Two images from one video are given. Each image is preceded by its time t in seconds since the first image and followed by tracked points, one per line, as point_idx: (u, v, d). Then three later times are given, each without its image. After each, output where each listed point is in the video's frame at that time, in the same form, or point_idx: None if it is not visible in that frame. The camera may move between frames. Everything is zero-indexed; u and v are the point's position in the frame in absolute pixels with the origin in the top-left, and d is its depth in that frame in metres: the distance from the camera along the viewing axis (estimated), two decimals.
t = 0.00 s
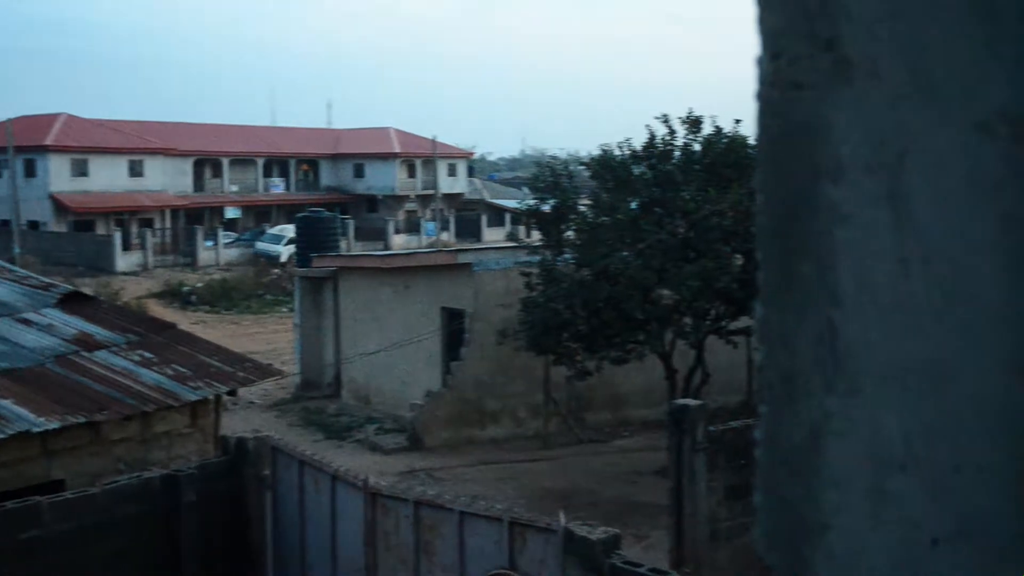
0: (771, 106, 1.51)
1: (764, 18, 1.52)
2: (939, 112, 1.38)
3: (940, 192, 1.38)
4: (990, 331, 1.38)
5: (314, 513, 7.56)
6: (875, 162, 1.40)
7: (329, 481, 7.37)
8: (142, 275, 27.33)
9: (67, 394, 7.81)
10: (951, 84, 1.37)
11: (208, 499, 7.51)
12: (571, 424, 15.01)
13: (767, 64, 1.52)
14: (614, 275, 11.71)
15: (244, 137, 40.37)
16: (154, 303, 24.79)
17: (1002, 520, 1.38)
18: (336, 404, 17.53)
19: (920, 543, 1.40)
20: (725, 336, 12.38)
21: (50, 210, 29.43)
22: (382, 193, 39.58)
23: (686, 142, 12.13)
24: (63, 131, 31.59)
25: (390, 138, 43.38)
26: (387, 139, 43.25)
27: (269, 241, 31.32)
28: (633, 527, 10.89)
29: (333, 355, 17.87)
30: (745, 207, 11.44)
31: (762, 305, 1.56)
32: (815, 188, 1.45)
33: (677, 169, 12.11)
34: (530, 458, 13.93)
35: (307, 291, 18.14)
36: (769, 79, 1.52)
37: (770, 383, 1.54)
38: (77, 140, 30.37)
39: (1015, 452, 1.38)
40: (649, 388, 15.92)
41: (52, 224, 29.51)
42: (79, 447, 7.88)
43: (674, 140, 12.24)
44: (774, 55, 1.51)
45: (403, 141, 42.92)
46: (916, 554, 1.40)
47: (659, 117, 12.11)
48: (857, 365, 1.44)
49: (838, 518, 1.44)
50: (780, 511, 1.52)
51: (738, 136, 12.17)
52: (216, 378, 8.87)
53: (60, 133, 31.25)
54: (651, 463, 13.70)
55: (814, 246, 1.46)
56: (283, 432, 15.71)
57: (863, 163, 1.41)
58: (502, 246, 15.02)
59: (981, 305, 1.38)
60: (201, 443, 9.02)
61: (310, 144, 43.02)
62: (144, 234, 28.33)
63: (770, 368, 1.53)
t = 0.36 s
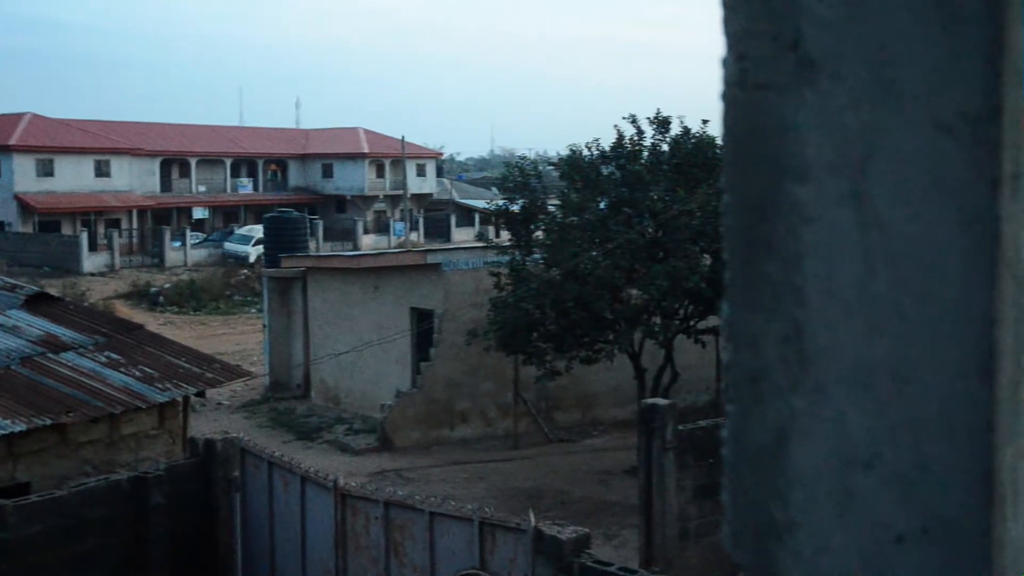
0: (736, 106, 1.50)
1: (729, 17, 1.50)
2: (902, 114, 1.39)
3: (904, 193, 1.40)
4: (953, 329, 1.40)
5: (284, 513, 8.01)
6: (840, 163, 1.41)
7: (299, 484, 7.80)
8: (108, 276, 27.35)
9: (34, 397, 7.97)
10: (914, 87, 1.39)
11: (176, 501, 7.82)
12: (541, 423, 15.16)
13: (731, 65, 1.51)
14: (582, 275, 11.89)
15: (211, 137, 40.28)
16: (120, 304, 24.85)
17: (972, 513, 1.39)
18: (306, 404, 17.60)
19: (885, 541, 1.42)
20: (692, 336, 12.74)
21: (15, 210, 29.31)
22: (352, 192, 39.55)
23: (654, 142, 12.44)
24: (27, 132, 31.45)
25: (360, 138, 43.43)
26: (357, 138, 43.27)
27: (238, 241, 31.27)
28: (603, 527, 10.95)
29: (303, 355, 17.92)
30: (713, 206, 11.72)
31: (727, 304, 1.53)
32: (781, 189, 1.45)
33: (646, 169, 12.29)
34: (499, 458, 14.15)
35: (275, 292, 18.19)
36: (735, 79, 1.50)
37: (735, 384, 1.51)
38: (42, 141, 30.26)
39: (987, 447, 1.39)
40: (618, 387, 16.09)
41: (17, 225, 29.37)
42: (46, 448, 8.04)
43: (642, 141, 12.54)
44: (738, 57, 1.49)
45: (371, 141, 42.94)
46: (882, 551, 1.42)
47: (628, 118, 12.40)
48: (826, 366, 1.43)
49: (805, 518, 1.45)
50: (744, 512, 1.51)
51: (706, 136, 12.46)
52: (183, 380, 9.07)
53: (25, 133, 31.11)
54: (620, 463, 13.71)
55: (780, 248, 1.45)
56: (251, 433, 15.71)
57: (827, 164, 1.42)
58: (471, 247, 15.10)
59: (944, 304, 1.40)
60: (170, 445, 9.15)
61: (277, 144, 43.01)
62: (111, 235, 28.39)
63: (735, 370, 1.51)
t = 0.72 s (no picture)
0: (714, 107, 1.51)
1: (707, 21, 1.52)
2: (879, 113, 1.40)
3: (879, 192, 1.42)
4: (929, 326, 1.40)
5: (263, 516, 7.99)
6: (816, 162, 1.42)
7: (278, 486, 7.78)
8: (86, 277, 27.26)
9: (11, 399, 7.96)
10: (890, 88, 1.40)
11: (155, 504, 8.05)
12: (521, 424, 15.21)
13: (709, 65, 1.52)
14: (562, 275, 11.87)
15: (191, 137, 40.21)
16: (99, 304, 24.79)
17: (946, 512, 1.39)
18: (284, 405, 17.57)
19: (862, 539, 1.42)
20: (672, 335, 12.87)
21: None
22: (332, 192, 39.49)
23: (632, 142, 12.57)
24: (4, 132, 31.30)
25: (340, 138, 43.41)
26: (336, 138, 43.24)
27: (217, 242, 31.20)
28: (582, 527, 10.98)
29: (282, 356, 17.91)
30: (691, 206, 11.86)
31: (704, 305, 1.55)
32: (757, 189, 1.46)
33: (624, 169, 12.43)
34: (480, 459, 14.14)
35: (254, 293, 18.18)
36: (712, 80, 1.52)
37: (713, 385, 1.52)
38: (20, 141, 30.12)
39: (962, 446, 1.38)
40: (598, 388, 16.15)
41: None
42: (22, 450, 8.12)
43: (620, 141, 12.65)
44: (716, 56, 1.51)
45: (349, 141, 42.88)
46: (860, 548, 1.42)
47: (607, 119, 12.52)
48: (803, 366, 1.44)
49: (781, 515, 1.45)
50: (722, 511, 1.51)
51: (684, 136, 12.54)
52: (162, 380, 9.14)
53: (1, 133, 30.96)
54: (600, 463, 13.75)
55: (758, 246, 1.46)
56: (231, 433, 15.70)
57: (804, 164, 1.43)
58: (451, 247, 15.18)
59: (922, 304, 1.41)
60: (148, 446, 9.29)
61: (257, 144, 42.92)
62: (89, 235, 28.31)
63: (712, 370, 1.52)
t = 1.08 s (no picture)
0: (692, 108, 1.50)
1: (686, 19, 1.52)
2: (857, 115, 1.40)
3: (856, 192, 1.41)
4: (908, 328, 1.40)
5: (243, 516, 8.01)
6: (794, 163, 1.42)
7: (256, 486, 7.82)
8: (62, 277, 27.16)
9: None
10: (866, 89, 1.40)
11: (130, 505, 8.05)
12: (499, 424, 15.29)
13: (686, 64, 1.52)
14: (540, 275, 12.03)
15: (169, 137, 40.07)
16: (75, 304, 24.74)
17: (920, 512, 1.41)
18: (262, 406, 17.56)
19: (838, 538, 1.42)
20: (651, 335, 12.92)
21: None
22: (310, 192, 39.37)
23: (611, 141, 12.47)
24: None
25: (318, 138, 43.37)
26: (315, 138, 43.17)
27: (194, 242, 31.11)
28: (562, 526, 10.98)
29: (259, 355, 17.78)
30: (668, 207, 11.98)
31: (681, 305, 1.54)
32: (734, 187, 1.46)
33: (603, 169, 12.45)
34: (458, 458, 14.17)
35: (232, 293, 18.14)
36: (690, 79, 1.51)
37: (689, 384, 1.52)
38: None
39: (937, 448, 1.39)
40: (577, 388, 16.21)
41: None
42: None
43: (599, 141, 12.59)
44: (692, 56, 1.51)
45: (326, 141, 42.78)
46: (836, 548, 1.43)
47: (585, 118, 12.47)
48: (780, 366, 1.44)
49: (759, 515, 1.45)
50: (699, 510, 1.51)
51: (662, 136, 12.44)
52: (139, 381, 9.15)
53: None
54: (578, 462, 13.76)
55: (734, 245, 1.46)
56: (209, 434, 15.66)
57: (782, 165, 1.42)
58: (429, 247, 15.24)
59: (899, 304, 1.41)
60: (124, 447, 9.29)
61: (235, 144, 42.79)
62: (65, 236, 28.20)
63: (689, 369, 1.52)
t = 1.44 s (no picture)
0: (655, 110, 1.51)
1: (650, 20, 1.53)
2: (818, 112, 1.41)
3: (816, 193, 1.42)
4: (869, 328, 1.41)
5: (207, 515, 8.18)
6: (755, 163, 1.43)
7: (223, 488, 7.97)
8: (26, 279, 27.03)
9: None
10: (826, 89, 1.41)
11: (94, 509, 8.35)
12: (467, 424, 15.28)
13: (649, 65, 1.53)
14: (506, 275, 12.05)
15: (133, 137, 39.83)
16: (37, 306, 24.68)
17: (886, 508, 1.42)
18: (228, 408, 17.53)
19: (801, 536, 1.43)
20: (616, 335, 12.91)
21: None
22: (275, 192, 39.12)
23: (577, 142, 12.47)
24: None
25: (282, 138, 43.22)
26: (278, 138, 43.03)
27: (158, 243, 30.94)
28: (529, 526, 11.00)
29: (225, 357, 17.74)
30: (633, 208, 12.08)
31: (647, 306, 1.55)
32: (697, 187, 1.47)
33: (568, 169, 12.46)
34: (423, 459, 14.18)
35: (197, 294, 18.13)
36: (652, 80, 1.52)
37: (654, 383, 1.53)
38: None
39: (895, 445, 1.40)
40: (543, 388, 16.25)
41: None
42: None
43: (564, 142, 12.63)
44: (656, 58, 1.52)
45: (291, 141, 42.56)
46: (797, 547, 1.43)
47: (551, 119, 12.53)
48: (742, 366, 1.45)
49: (723, 513, 1.46)
50: (664, 508, 1.53)
51: (627, 137, 12.54)
52: (103, 383, 9.17)
53: None
54: (545, 462, 13.80)
55: (697, 245, 1.47)
56: (174, 437, 15.59)
57: (744, 167, 1.43)
58: (395, 248, 15.21)
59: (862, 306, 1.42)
60: (88, 449, 9.29)
61: (199, 144, 42.56)
62: (26, 237, 27.99)
63: (655, 369, 1.53)
